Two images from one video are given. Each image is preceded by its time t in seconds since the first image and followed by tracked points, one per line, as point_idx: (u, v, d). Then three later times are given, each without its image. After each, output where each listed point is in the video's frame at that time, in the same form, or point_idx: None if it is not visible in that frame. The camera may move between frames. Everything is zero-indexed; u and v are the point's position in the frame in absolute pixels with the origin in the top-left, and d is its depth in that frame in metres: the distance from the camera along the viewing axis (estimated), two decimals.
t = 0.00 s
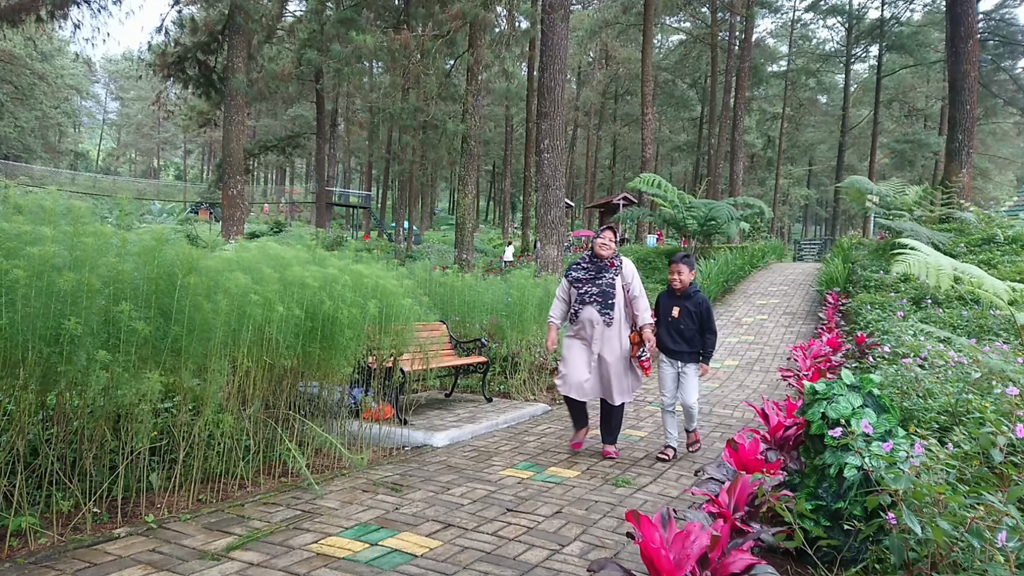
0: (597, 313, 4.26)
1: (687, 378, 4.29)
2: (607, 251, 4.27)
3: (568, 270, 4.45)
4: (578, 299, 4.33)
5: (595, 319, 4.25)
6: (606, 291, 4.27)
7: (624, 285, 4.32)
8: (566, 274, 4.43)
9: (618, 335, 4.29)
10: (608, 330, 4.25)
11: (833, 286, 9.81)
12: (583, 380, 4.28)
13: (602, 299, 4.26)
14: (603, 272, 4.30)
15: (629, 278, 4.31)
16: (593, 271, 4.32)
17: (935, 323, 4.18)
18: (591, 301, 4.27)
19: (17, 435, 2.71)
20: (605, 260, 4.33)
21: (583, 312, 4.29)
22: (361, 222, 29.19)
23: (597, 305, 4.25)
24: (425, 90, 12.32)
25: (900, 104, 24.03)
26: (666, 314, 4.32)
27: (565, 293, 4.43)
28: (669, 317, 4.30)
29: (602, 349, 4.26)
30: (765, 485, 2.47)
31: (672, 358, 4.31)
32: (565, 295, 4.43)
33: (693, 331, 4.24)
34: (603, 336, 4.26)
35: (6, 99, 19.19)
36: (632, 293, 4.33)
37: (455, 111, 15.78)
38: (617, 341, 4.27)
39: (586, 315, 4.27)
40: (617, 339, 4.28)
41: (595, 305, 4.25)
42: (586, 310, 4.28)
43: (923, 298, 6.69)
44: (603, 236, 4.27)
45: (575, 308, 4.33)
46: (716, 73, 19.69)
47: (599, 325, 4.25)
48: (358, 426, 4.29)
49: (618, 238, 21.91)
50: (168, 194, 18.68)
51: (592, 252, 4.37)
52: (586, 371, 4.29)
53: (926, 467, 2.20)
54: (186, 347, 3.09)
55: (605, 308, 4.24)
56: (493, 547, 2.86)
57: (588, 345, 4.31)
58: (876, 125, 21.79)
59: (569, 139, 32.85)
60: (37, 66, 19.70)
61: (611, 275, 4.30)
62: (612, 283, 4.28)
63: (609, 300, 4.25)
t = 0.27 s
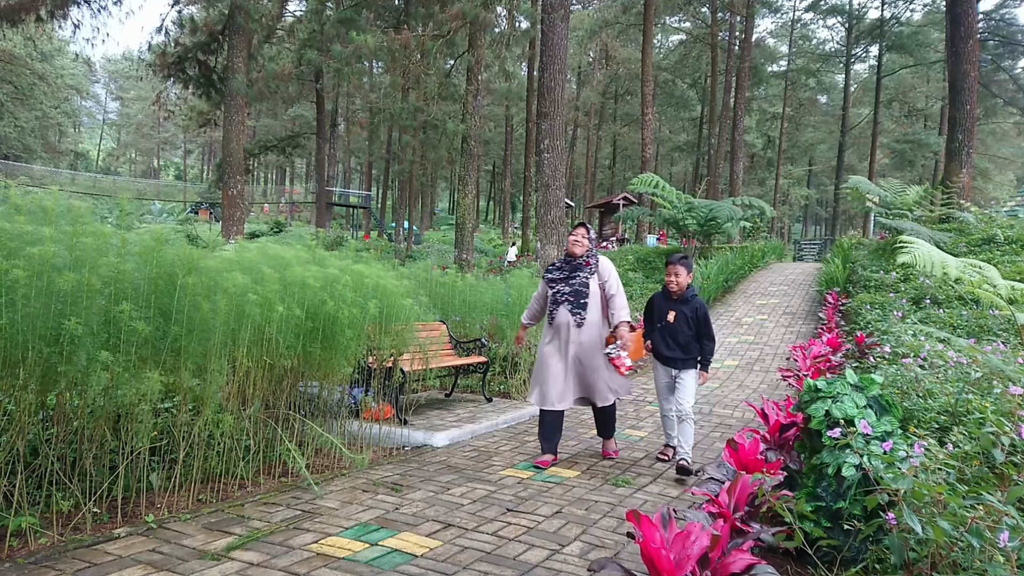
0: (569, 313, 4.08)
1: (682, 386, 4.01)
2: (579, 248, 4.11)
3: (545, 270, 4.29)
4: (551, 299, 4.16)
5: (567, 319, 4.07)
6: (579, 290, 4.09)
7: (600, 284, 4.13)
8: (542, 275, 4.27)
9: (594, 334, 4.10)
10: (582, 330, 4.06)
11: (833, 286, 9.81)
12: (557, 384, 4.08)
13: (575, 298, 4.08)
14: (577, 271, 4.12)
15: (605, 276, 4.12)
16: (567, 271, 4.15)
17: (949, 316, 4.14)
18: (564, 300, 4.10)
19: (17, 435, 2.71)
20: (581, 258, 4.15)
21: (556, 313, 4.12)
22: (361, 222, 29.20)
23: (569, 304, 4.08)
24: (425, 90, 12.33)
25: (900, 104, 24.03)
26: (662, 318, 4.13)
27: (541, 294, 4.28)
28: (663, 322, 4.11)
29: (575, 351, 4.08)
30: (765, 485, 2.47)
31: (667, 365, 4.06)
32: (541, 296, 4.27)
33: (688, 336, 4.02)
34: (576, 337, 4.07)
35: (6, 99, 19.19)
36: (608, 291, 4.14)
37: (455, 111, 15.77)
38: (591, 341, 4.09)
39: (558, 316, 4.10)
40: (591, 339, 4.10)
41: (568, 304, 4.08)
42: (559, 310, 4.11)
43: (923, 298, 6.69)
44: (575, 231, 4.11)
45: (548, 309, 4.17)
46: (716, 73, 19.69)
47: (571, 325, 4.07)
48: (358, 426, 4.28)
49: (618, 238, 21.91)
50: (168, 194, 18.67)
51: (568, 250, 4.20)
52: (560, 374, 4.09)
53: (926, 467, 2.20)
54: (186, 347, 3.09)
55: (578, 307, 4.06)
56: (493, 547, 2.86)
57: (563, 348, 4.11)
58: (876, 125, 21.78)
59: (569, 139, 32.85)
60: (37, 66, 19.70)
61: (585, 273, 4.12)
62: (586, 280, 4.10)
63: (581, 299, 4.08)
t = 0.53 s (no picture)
0: (546, 310, 4.00)
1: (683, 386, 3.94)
2: (554, 241, 4.02)
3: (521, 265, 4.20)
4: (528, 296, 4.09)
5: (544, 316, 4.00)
6: (555, 285, 4.01)
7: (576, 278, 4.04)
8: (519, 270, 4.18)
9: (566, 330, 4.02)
10: (558, 327, 4.00)
11: (833, 286, 9.81)
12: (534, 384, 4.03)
13: (551, 294, 4.00)
14: (552, 265, 4.04)
15: (580, 270, 4.03)
16: (543, 265, 4.07)
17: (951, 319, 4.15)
18: (541, 296, 4.02)
19: (16, 435, 2.71)
20: (556, 251, 4.06)
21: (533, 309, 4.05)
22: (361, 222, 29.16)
23: (546, 300, 4.01)
24: (425, 90, 12.33)
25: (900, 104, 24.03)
26: (662, 315, 4.07)
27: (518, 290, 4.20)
28: (662, 318, 4.05)
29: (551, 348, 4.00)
30: (766, 485, 2.47)
31: (666, 362, 4.00)
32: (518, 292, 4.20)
33: (688, 334, 3.97)
34: (554, 334, 4.00)
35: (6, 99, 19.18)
36: (584, 285, 4.04)
37: (455, 111, 15.76)
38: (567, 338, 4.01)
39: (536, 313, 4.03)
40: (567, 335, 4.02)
41: (545, 301, 4.01)
42: (536, 306, 4.04)
43: (923, 299, 6.69)
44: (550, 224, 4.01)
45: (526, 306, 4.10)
46: (716, 73, 19.69)
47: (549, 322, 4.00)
48: (359, 426, 4.28)
49: (618, 238, 21.91)
50: (168, 194, 18.66)
51: (544, 244, 4.11)
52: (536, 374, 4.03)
53: (927, 467, 2.20)
54: (185, 347, 3.10)
55: (554, 303, 3.99)
56: (493, 547, 2.86)
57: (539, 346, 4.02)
58: (876, 125, 21.78)
59: (569, 139, 32.84)
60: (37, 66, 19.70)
61: (562, 267, 4.03)
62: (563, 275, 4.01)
63: (558, 294, 4.00)
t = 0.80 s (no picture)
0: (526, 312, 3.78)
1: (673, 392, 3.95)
2: (534, 237, 3.78)
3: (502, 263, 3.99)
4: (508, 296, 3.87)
5: (524, 319, 3.79)
6: (535, 285, 3.77)
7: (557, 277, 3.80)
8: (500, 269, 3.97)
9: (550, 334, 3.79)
10: (538, 330, 3.77)
11: (833, 286, 9.82)
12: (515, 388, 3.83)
13: (531, 295, 3.77)
14: (533, 263, 3.81)
15: (562, 270, 3.80)
16: (523, 263, 3.85)
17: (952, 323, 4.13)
18: (520, 296, 3.80)
19: (16, 435, 2.71)
20: (537, 249, 3.83)
21: (513, 311, 3.83)
22: (361, 222, 29.16)
23: (525, 301, 3.78)
24: (425, 90, 12.33)
25: (900, 104, 24.03)
26: (652, 319, 4.04)
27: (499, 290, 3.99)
28: (652, 322, 4.03)
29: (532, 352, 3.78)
30: (765, 485, 2.47)
31: (655, 367, 4.00)
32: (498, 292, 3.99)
33: (678, 339, 3.95)
34: (534, 337, 3.78)
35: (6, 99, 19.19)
36: (565, 285, 3.80)
37: (455, 111, 15.77)
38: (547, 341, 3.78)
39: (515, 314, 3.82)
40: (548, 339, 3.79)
41: (524, 302, 3.78)
42: (515, 307, 3.82)
43: (923, 299, 6.69)
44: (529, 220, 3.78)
45: (506, 306, 3.88)
46: (716, 73, 19.70)
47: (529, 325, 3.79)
48: (359, 426, 4.28)
49: (618, 238, 21.93)
50: (169, 194, 18.66)
51: (524, 241, 3.88)
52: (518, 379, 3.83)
53: (926, 467, 2.21)
54: (185, 347, 3.10)
55: (534, 305, 3.76)
56: (494, 547, 2.86)
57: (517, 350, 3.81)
58: (876, 126, 21.80)
59: (569, 139, 32.87)
60: (37, 66, 19.69)
61: (542, 266, 3.80)
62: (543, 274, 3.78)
63: (538, 295, 3.76)
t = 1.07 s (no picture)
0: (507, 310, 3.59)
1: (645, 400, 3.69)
2: (516, 231, 3.63)
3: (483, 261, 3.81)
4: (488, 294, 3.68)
5: (505, 317, 3.60)
6: (516, 282, 3.59)
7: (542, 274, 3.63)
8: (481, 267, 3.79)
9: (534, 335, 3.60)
10: (518, 329, 3.58)
11: (833, 286, 9.82)
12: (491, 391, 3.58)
13: (512, 292, 3.58)
14: (515, 259, 3.65)
15: (545, 267, 3.63)
16: (504, 259, 3.68)
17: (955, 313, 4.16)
18: (500, 293, 3.61)
19: (16, 435, 2.71)
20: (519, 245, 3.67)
21: (493, 309, 3.65)
22: (361, 222, 29.17)
23: (505, 299, 3.60)
24: (425, 90, 12.34)
25: (900, 104, 24.03)
26: (629, 320, 3.72)
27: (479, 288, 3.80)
28: (629, 324, 3.70)
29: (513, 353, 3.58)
30: (765, 485, 2.47)
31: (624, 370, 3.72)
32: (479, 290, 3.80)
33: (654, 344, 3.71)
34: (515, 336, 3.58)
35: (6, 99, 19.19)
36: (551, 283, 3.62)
37: (455, 111, 15.77)
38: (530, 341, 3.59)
39: (496, 313, 3.63)
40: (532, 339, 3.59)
41: (504, 299, 3.60)
42: (496, 305, 3.64)
43: (923, 298, 6.69)
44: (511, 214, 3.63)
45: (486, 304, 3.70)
46: (716, 73, 19.71)
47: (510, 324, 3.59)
48: (359, 426, 4.28)
49: (618, 239, 21.94)
50: (169, 194, 18.65)
51: (506, 237, 3.72)
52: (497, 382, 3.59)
53: (926, 467, 2.21)
54: (185, 347, 3.10)
55: (514, 302, 3.57)
56: (494, 547, 2.86)
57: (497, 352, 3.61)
58: (876, 126, 21.80)
59: (568, 139, 32.87)
60: (37, 66, 19.69)
61: (524, 262, 3.63)
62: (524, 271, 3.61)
63: (519, 293, 3.58)
